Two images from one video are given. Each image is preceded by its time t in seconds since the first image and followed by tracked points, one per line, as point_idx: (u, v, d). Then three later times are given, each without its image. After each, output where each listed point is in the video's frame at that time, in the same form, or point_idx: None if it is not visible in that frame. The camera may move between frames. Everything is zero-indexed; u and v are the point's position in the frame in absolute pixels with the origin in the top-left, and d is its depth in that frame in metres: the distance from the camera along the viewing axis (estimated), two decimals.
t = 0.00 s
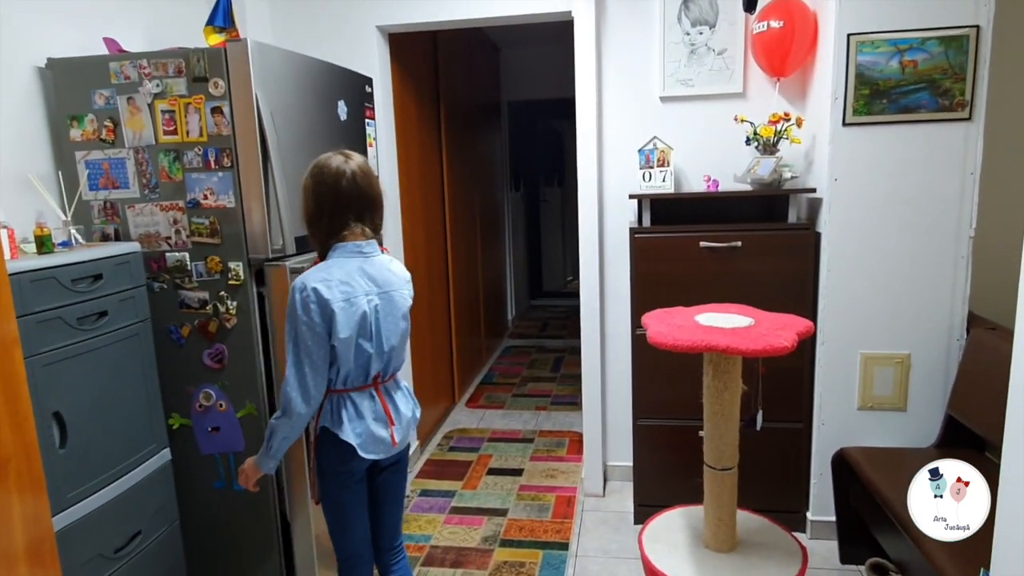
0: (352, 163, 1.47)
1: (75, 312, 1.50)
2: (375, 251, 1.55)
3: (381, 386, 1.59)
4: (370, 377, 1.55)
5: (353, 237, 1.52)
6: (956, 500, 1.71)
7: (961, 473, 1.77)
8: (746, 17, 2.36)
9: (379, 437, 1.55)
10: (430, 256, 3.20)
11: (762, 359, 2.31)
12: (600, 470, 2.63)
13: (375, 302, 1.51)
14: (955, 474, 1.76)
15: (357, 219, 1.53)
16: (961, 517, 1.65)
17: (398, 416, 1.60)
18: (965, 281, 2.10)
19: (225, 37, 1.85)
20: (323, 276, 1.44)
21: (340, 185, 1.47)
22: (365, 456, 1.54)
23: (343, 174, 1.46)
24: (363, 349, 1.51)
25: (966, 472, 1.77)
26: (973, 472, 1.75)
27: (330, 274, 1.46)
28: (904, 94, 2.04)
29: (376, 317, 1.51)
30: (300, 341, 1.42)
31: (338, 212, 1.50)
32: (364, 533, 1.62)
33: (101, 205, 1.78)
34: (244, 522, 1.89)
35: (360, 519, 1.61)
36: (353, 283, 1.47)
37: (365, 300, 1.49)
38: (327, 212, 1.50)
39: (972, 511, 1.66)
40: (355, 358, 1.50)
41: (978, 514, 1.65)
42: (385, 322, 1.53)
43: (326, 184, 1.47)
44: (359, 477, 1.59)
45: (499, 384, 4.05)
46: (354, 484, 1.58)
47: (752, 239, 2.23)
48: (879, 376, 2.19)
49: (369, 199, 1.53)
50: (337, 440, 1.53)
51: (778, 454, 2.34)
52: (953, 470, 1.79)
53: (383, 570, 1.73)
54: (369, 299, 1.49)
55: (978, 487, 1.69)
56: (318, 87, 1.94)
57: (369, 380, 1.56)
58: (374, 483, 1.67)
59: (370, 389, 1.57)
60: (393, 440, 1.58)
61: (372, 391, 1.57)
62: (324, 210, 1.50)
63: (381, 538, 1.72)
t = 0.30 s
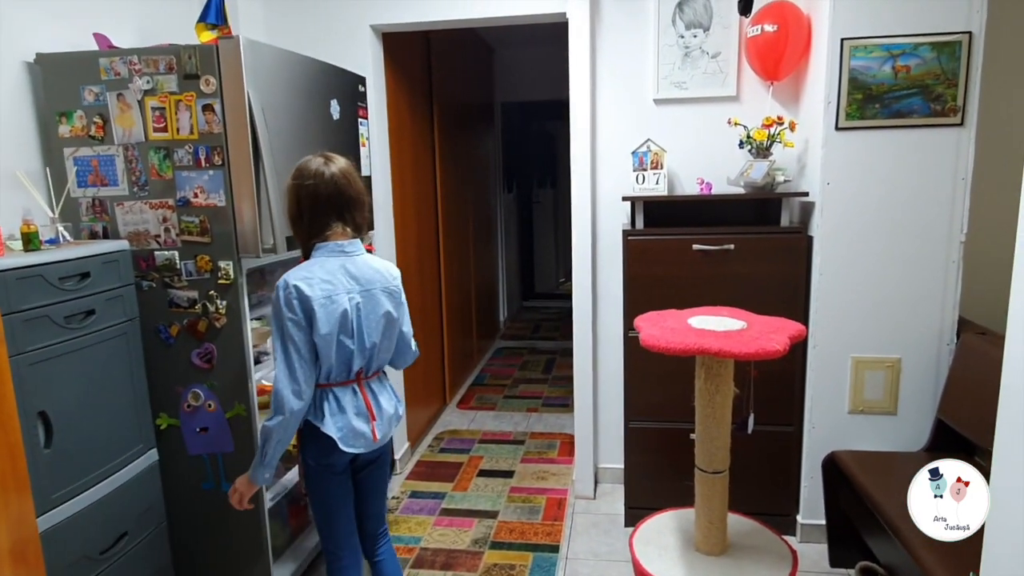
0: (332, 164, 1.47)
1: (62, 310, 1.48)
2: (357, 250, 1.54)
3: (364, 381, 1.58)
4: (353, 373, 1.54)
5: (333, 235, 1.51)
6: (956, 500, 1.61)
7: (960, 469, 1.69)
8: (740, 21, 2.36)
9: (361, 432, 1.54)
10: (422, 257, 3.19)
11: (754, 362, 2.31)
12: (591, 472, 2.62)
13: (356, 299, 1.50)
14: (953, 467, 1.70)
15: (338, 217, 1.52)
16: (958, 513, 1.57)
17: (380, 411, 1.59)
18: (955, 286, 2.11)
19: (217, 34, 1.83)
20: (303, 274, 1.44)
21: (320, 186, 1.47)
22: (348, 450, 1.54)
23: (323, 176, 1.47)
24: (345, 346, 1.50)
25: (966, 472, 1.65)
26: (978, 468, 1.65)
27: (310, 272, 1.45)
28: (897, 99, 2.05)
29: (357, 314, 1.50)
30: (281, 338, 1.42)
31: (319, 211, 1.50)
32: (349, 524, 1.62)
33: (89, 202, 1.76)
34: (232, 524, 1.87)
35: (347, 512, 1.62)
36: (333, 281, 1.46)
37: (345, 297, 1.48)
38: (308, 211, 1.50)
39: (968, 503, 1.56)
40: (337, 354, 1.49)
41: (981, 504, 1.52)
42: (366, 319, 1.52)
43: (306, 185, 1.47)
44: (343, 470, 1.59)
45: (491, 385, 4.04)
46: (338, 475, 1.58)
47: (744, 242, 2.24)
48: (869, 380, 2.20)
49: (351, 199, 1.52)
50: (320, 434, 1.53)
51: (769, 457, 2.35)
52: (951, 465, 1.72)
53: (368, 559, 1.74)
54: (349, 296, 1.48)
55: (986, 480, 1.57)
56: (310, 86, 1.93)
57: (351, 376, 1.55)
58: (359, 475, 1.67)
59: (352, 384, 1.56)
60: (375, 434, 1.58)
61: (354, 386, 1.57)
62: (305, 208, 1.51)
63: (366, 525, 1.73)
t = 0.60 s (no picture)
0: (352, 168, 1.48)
1: (53, 307, 1.47)
2: (370, 248, 1.52)
3: (378, 376, 1.57)
4: (366, 368, 1.53)
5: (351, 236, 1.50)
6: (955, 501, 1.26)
7: (961, 472, 1.27)
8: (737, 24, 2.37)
9: (372, 425, 1.54)
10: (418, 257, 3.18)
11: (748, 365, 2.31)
12: (585, 473, 2.62)
13: (368, 296, 1.48)
14: (955, 470, 1.28)
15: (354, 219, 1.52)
16: (960, 515, 1.24)
17: (393, 405, 1.57)
18: (949, 290, 2.11)
19: (212, 31, 1.82)
20: (314, 272, 1.44)
21: (337, 188, 1.47)
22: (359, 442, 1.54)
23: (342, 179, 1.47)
24: (356, 342, 1.49)
25: (963, 473, 1.25)
26: (974, 470, 1.22)
27: (321, 270, 1.45)
28: (892, 103, 2.05)
29: (369, 311, 1.48)
30: (291, 335, 1.42)
31: (336, 212, 1.50)
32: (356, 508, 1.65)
33: (81, 199, 1.74)
34: (223, 524, 1.86)
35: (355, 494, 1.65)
36: (344, 278, 1.46)
37: (356, 294, 1.47)
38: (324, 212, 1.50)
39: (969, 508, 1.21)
40: (349, 350, 1.49)
41: (975, 515, 1.14)
42: (379, 315, 1.51)
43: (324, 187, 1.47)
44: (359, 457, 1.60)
45: (485, 386, 4.03)
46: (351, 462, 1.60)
47: (739, 244, 2.24)
48: (863, 383, 2.20)
49: (368, 201, 1.53)
50: (333, 425, 1.54)
51: (763, 460, 2.35)
52: (953, 467, 1.30)
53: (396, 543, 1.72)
54: (361, 292, 1.47)
55: (975, 485, 1.16)
56: (306, 84, 1.92)
57: (365, 371, 1.54)
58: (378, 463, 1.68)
59: (366, 378, 1.55)
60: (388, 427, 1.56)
61: (368, 380, 1.55)
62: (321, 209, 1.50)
63: (390, 511, 1.72)
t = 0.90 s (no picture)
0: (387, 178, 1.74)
1: (49, 308, 1.46)
2: (397, 246, 1.76)
3: (411, 366, 1.76)
4: (400, 358, 1.73)
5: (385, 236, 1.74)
6: (957, 500, 1.21)
7: (962, 471, 1.21)
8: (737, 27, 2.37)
9: (405, 415, 1.74)
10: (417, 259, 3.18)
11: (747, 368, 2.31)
12: (583, 476, 2.62)
13: (397, 288, 1.71)
14: (955, 470, 1.23)
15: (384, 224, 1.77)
16: (960, 515, 1.19)
17: (425, 396, 1.78)
18: (947, 295, 2.11)
19: (211, 32, 1.82)
20: (348, 268, 1.69)
21: (372, 194, 1.73)
22: (396, 430, 1.73)
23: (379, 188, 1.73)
24: (389, 330, 1.71)
25: (968, 470, 1.20)
26: (974, 470, 1.17)
27: (354, 266, 1.70)
28: (892, 108, 2.05)
29: (399, 301, 1.70)
30: (328, 325, 1.66)
31: (370, 215, 1.75)
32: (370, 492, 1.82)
33: (79, 200, 1.74)
34: (220, 526, 1.85)
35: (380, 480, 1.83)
36: (375, 273, 1.69)
37: (385, 285, 1.69)
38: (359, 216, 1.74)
39: (970, 505, 1.16)
40: (382, 339, 1.71)
41: (976, 515, 1.10)
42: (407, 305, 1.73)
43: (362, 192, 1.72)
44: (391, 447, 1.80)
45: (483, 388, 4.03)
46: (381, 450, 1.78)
47: (738, 248, 2.24)
48: (861, 387, 2.20)
49: (397, 208, 1.79)
50: (371, 416, 1.73)
51: (761, 463, 2.35)
52: (953, 467, 1.25)
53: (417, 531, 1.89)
54: (389, 285, 1.69)
55: (977, 482, 1.11)
56: (306, 85, 1.92)
57: (399, 362, 1.74)
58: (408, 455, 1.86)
59: (401, 369, 1.75)
60: (421, 416, 1.76)
61: (402, 372, 1.75)
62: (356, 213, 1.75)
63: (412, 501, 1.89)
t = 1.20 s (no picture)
0: (405, 227, 1.90)
1: (45, 309, 1.46)
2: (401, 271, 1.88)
3: (409, 366, 1.79)
4: (398, 357, 1.77)
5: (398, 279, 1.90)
6: (957, 500, 1.13)
7: (962, 471, 1.12)
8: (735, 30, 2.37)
9: (398, 411, 1.76)
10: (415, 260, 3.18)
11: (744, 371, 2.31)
12: (580, 479, 2.61)
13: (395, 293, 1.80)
14: (955, 469, 1.14)
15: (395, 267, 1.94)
16: (961, 515, 1.11)
17: (421, 396, 1.79)
18: (944, 298, 2.11)
19: (209, 33, 1.81)
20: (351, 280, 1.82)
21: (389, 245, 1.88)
22: (391, 427, 1.75)
23: (399, 235, 1.88)
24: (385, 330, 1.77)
25: (966, 472, 1.10)
26: (976, 469, 1.08)
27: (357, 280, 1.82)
28: (889, 112, 2.06)
29: (396, 303, 1.78)
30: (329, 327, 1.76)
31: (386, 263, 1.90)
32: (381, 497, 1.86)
33: (75, 201, 1.73)
34: (215, 529, 1.84)
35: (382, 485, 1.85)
36: (374, 281, 1.80)
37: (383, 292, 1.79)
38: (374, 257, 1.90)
39: (971, 506, 1.06)
40: (378, 338, 1.77)
41: (976, 515, 1.02)
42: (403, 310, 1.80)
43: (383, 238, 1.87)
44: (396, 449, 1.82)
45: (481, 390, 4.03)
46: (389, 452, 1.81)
47: (736, 251, 2.24)
48: (858, 391, 2.20)
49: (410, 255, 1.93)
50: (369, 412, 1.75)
51: (758, 467, 2.34)
52: (953, 466, 1.16)
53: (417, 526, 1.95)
54: (385, 290, 1.78)
55: (977, 483, 1.05)
56: (303, 87, 1.92)
57: (396, 361, 1.78)
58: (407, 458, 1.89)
59: (399, 368, 1.78)
60: (415, 416, 1.78)
61: (400, 371, 1.78)
62: (371, 253, 1.90)
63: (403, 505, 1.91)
